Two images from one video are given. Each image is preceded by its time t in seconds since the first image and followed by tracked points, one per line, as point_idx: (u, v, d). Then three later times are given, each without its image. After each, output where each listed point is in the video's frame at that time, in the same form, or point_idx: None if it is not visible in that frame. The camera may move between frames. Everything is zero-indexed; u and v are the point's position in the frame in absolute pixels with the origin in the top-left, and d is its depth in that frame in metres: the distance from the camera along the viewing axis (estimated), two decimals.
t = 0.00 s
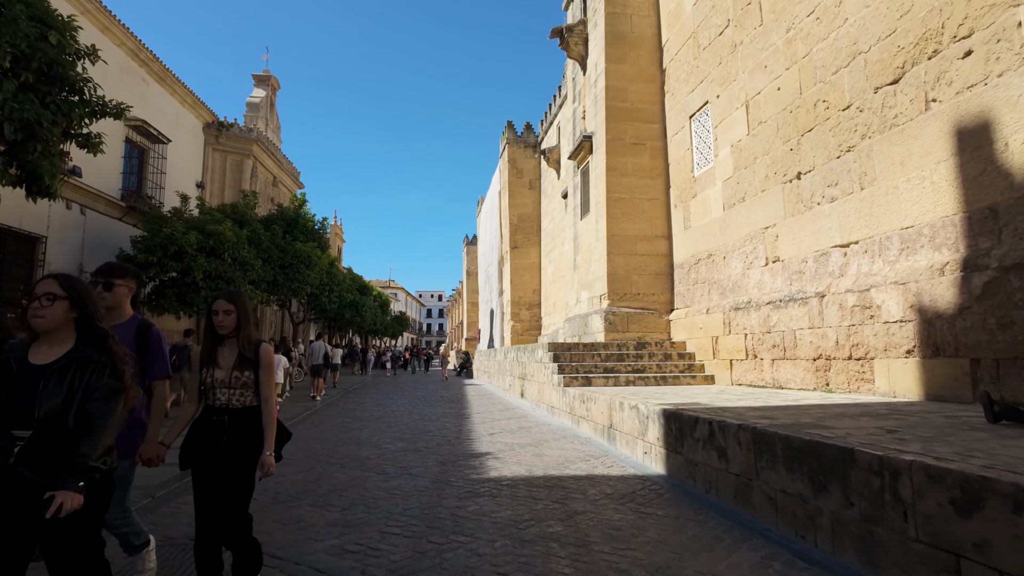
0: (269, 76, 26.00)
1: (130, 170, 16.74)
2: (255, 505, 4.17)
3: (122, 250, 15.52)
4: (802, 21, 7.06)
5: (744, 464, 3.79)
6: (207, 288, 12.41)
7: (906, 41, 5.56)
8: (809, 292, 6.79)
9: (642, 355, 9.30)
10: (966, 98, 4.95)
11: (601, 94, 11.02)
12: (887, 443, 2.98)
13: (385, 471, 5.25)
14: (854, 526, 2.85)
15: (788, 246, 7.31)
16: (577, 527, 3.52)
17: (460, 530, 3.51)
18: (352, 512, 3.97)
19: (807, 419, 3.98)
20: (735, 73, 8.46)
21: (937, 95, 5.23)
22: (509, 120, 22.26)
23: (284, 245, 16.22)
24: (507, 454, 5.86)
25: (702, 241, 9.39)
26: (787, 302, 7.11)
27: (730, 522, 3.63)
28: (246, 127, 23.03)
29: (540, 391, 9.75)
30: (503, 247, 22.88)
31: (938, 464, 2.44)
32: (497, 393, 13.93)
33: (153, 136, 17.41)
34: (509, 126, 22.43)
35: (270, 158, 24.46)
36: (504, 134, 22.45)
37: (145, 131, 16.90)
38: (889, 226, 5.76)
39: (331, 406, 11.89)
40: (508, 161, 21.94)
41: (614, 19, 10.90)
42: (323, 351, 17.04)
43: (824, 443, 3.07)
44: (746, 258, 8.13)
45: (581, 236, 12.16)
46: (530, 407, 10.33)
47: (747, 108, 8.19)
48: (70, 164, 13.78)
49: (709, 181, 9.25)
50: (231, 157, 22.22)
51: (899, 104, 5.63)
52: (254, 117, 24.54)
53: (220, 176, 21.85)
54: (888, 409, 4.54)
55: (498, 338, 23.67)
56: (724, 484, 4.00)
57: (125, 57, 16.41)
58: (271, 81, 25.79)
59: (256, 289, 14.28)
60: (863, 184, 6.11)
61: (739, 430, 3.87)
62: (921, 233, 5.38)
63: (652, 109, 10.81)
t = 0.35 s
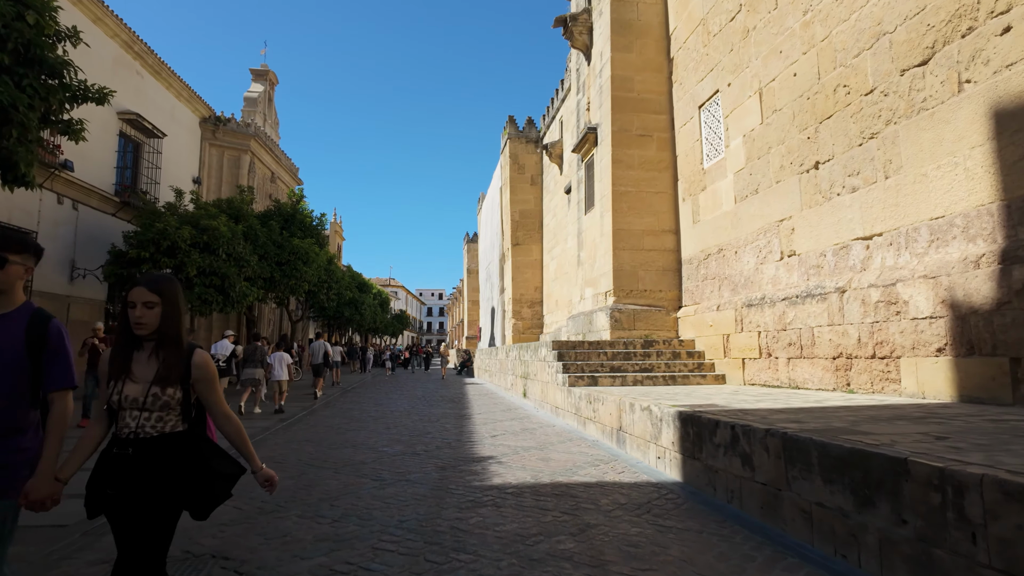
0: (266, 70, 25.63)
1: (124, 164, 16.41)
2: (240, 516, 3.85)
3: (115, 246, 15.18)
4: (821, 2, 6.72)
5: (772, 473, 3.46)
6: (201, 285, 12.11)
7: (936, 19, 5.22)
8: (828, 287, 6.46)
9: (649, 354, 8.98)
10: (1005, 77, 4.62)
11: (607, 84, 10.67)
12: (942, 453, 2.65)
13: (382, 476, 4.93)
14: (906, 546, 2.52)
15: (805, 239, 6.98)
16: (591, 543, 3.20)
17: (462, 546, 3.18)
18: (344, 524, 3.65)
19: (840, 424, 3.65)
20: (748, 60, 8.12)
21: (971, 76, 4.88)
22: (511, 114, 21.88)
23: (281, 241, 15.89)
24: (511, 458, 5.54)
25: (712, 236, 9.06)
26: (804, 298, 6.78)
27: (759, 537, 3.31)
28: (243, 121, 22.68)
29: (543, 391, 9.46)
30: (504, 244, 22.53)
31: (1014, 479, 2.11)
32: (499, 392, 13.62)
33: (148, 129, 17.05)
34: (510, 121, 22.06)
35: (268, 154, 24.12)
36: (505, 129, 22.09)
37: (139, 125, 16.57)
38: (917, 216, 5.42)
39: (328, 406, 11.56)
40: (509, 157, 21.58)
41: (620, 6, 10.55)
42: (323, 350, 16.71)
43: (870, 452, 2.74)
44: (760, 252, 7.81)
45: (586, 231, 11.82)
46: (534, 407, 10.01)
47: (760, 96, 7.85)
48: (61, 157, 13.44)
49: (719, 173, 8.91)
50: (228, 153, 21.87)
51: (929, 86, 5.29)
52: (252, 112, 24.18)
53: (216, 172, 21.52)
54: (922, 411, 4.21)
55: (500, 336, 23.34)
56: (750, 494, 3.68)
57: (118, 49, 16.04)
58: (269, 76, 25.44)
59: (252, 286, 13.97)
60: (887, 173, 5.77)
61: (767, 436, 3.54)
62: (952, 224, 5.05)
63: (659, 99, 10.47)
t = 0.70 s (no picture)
0: (264, 65, 25.25)
1: (117, 160, 16.07)
2: (220, 537, 3.51)
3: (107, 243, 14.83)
4: None
5: (808, 491, 3.13)
6: (194, 283, 11.79)
7: None
8: (849, 285, 6.12)
9: (658, 355, 8.64)
10: None
11: (612, 76, 10.33)
12: (1015, 474, 2.32)
13: (377, 488, 4.59)
14: None
15: (824, 235, 6.64)
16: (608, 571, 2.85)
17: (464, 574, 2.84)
18: (334, 546, 3.31)
19: (880, 435, 3.32)
20: (761, 49, 7.78)
21: (1011, 58, 4.54)
22: (512, 111, 21.52)
23: (277, 238, 15.55)
24: (516, 467, 5.21)
25: (723, 232, 8.72)
26: (823, 297, 6.44)
27: (794, 564, 2.97)
28: (240, 117, 22.33)
29: (547, 393, 9.14)
30: (505, 242, 22.20)
31: None
32: (500, 394, 13.29)
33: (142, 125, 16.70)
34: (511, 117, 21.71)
35: (266, 151, 23.77)
36: (506, 126, 21.73)
37: (133, 120, 16.21)
38: (949, 209, 5.08)
39: (325, 409, 11.22)
40: (510, 153, 21.23)
41: None
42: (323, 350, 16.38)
43: (931, 473, 2.40)
44: (774, 249, 7.48)
45: (589, 228, 11.47)
46: (536, 409, 9.67)
47: (775, 86, 7.51)
48: (51, 152, 13.10)
49: (730, 167, 8.58)
50: (224, 149, 21.52)
51: (962, 71, 4.94)
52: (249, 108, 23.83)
53: (212, 169, 21.17)
54: (962, 420, 3.88)
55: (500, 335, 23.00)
56: (780, 513, 3.35)
57: (111, 42, 15.69)
58: (267, 71, 25.08)
59: (247, 284, 13.63)
60: (916, 164, 5.42)
61: (801, 449, 3.20)
62: (990, 217, 4.71)
63: (667, 91, 10.13)
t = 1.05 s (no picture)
0: (259, 61, 24.87)
1: (108, 155, 15.70)
2: (189, 555, 3.16)
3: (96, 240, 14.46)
4: None
5: (846, 506, 2.78)
6: (183, 280, 11.45)
7: None
8: (869, 280, 5.78)
9: (663, 354, 8.29)
10: None
11: (615, 65, 9.99)
12: None
13: (367, 498, 4.25)
14: None
15: (841, 227, 6.31)
16: None
17: None
18: (315, 566, 2.96)
19: (924, 443, 2.97)
20: (773, 33, 7.44)
21: None
22: (511, 106, 21.15)
23: (271, 235, 15.20)
24: (516, 474, 4.86)
25: (731, 226, 8.39)
26: (841, 293, 6.10)
27: None
28: (235, 113, 21.95)
29: (547, 393, 8.81)
30: (504, 239, 21.83)
31: None
32: (499, 394, 12.95)
33: (133, 119, 16.33)
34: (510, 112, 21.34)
35: (261, 147, 23.40)
36: (506, 121, 21.36)
37: (123, 114, 15.85)
38: (982, 197, 4.74)
39: (318, 410, 10.87)
40: (510, 149, 20.86)
41: None
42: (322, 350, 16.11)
43: (1002, 489, 2.06)
44: (787, 243, 7.15)
45: (591, 223, 11.12)
46: (537, 410, 9.33)
47: (787, 72, 7.17)
48: (37, 146, 12.73)
49: (739, 158, 8.24)
50: (218, 145, 21.14)
51: (996, 48, 4.61)
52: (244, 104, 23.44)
53: (206, 165, 20.80)
54: (1007, 425, 3.54)
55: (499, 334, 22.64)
56: (813, 530, 3.01)
57: (100, 34, 15.31)
58: (262, 66, 24.69)
59: (239, 281, 13.28)
60: (943, 149, 5.09)
61: (837, 459, 2.85)
62: None
63: (672, 81, 9.80)
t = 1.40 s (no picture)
0: (257, 57, 24.53)
1: (101, 151, 15.38)
2: None
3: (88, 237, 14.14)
4: None
5: (895, 529, 2.46)
6: (175, 278, 11.13)
7: None
8: (893, 276, 5.45)
9: (671, 354, 7.96)
10: None
11: (620, 55, 9.66)
12: None
13: (358, 512, 3.93)
14: None
15: (861, 222, 5.98)
16: None
17: None
18: None
19: (980, 457, 2.64)
20: (787, 19, 7.11)
21: None
22: (512, 102, 20.80)
23: (267, 232, 14.87)
24: (519, 484, 4.54)
25: (743, 222, 8.07)
26: (862, 291, 5.77)
27: None
28: (232, 109, 21.64)
29: (551, 394, 8.51)
30: (505, 237, 21.50)
31: None
32: (500, 395, 12.64)
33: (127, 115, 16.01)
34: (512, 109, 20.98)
35: (258, 144, 23.07)
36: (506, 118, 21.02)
37: (116, 109, 15.52)
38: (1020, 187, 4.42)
39: (315, 411, 10.55)
40: (511, 146, 20.51)
41: None
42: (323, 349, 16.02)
43: None
44: (802, 239, 6.82)
45: (595, 220, 10.79)
46: (540, 413, 9.01)
47: (803, 59, 6.84)
48: (26, 141, 12.42)
49: (751, 151, 7.91)
50: (215, 142, 20.82)
51: None
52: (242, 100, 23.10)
53: (203, 162, 20.49)
54: None
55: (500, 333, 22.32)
56: (854, 553, 2.68)
57: (93, 27, 14.97)
58: (260, 62, 24.36)
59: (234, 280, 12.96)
60: (976, 136, 4.76)
61: (886, 477, 2.51)
62: None
63: (679, 72, 9.47)
